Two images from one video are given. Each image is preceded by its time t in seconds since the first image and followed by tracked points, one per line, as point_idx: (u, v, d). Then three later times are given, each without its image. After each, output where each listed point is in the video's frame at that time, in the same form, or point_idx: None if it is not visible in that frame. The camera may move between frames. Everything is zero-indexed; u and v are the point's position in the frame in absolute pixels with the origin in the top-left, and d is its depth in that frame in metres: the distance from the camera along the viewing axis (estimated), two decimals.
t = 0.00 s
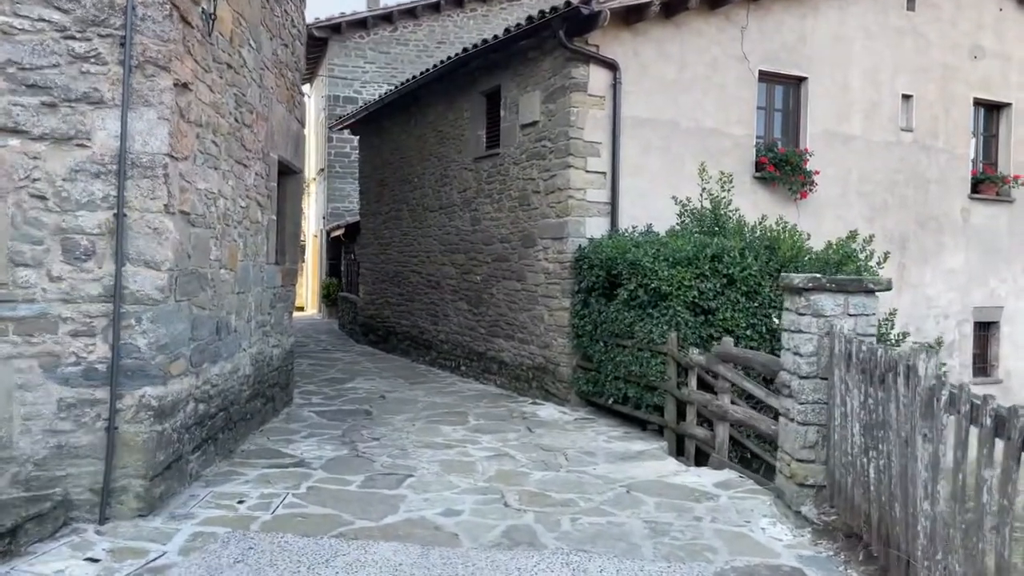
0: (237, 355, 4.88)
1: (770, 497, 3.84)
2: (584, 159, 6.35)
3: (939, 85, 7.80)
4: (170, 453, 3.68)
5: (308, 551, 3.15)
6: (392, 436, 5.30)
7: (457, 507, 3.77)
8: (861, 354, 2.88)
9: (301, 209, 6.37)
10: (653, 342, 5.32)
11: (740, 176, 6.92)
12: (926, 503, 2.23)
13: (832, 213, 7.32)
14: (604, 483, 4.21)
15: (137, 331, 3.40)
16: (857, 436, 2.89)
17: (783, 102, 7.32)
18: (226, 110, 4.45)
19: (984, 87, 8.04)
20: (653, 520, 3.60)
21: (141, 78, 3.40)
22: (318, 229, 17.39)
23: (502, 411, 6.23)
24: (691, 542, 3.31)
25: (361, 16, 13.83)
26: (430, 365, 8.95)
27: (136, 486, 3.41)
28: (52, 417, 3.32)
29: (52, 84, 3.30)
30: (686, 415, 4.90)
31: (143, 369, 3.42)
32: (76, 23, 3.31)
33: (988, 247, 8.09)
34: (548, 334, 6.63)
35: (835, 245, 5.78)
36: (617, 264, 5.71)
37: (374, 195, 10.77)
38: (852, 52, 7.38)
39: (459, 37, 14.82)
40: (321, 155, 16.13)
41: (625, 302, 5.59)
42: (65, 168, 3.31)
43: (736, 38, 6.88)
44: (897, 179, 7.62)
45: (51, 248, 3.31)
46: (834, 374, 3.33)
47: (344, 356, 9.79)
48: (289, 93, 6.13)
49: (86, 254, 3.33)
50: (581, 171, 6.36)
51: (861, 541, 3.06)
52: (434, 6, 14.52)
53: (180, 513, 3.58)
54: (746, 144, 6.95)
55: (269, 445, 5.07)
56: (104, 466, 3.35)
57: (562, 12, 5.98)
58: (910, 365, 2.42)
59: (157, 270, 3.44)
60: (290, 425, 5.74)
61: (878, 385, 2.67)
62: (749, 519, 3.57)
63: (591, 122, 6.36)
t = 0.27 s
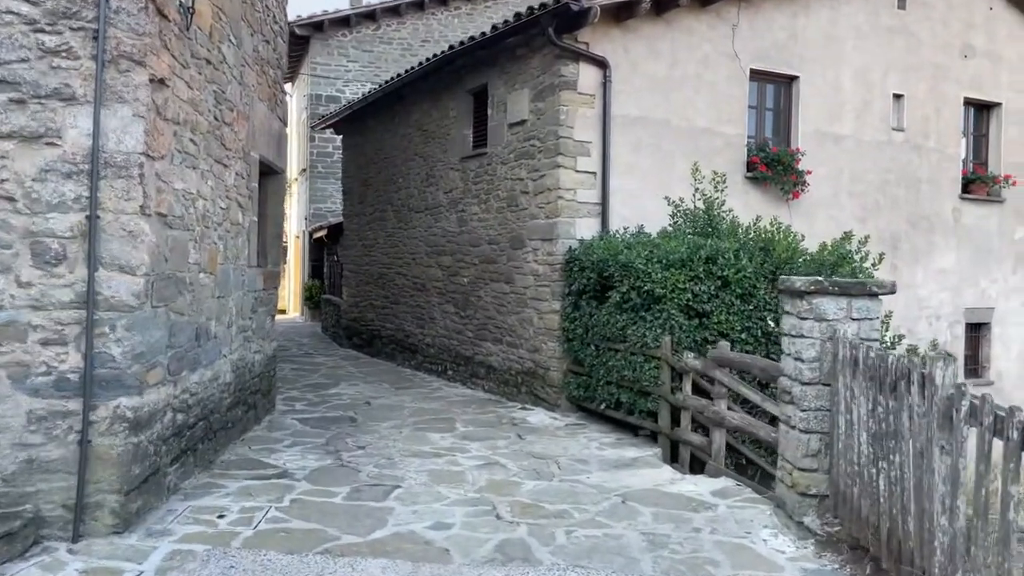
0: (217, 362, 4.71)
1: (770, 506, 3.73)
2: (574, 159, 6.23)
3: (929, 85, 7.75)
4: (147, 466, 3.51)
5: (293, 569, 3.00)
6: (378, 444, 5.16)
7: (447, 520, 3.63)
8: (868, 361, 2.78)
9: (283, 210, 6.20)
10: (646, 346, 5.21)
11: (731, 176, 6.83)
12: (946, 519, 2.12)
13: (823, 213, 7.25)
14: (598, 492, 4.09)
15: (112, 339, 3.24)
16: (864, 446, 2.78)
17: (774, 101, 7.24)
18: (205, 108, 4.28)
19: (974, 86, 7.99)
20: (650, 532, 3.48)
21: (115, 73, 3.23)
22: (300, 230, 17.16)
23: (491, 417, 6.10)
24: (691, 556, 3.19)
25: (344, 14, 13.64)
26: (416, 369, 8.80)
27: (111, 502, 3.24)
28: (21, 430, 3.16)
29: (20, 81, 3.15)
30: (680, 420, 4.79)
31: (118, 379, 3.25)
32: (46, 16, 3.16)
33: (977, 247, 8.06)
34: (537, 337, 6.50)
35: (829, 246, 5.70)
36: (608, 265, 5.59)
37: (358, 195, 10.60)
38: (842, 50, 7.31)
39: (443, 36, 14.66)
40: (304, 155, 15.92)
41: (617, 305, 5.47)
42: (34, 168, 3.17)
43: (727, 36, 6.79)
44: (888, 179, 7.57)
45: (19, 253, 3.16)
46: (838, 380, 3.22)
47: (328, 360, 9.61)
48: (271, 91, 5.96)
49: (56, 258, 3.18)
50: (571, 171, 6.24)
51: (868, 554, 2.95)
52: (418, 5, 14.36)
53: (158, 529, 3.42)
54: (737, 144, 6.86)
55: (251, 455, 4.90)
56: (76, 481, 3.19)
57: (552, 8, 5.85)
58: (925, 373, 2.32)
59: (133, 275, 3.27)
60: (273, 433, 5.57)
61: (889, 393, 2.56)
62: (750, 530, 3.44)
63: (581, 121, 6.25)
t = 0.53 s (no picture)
0: (186, 364, 4.55)
1: (756, 510, 3.66)
2: (555, 156, 6.13)
3: (908, 84, 7.75)
4: (110, 475, 3.35)
5: None
6: (354, 449, 5.01)
7: (425, 528, 3.51)
8: (860, 362, 2.70)
9: (256, 208, 6.04)
10: (628, 346, 5.12)
11: (712, 174, 6.77)
12: (944, 527, 2.05)
13: (804, 212, 7.21)
14: (581, 497, 3.99)
15: (72, 343, 3.08)
16: (855, 450, 2.70)
17: (755, 99, 7.19)
18: (172, 101, 4.12)
19: (953, 85, 8.00)
20: (635, 538, 3.38)
21: (75, 62, 3.07)
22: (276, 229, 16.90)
23: (471, 419, 5.97)
24: (678, 563, 3.10)
25: (320, 10, 13.43)
26: (394, 370, 8.65)
27: (72, 514, 3.08)
28: None
29: None
30: (663, 422, 4.70)
31: (79, 384, 3.09)
32: None
33: (955, 246, 8.07)
34: (517, 338, 6.39)
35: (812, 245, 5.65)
36: (589, 265, 5.50)
37: (334, 194, 10.42)
38: (822, 48, 7.28)
39: (421, 33, 14.49)
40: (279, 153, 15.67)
41: (599, 305, 5.38)
42: None
43: (708, 33, 6.72)
44: (868, 177, 7.55)
45: None
46: (826, 381, 3.14)
47: (304, 361, 9.43)
48: (243, 85, 5.79)
49: (12, 257, 3.03)
50: (551, 169, 6.14)
51: (859, 560, 2.87)
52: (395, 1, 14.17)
53: (122, 541, 3.27)
54: (718, 141, 6.80)
55: (222, 461, 4.74)
56: (34, 492, 3.03)
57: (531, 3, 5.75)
58: (921, 376, 2.24)
59: (93, 275, 3.11)
60: (245, 438, 5.41)
61: (883, 396, 2.48)
62: (736, 536, 3.36)
63: (561, 118, 6.15)
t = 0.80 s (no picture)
0: (143, 365, 4.34)
1: (736, 513, 3.55)
2: (529, 151, 6.00)
3: (884, 80, 7.73)
4: (57, 482, 3.16)
5: None
6: (321, 452, 4.84)
7: (393, 535, 3.36)
8: (844, 361, 2.60)
9: (219, 203, 5.82)
10: (603, 345, 5.00)
11: (689, 170, 6.68)
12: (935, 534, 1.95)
13: (780, 208, 7.16)
14: (555, 501, 3.86)
15: (13, 342, 2.89)
16: (839, 452, 2.60)
17: (731, 94, 7.12)
18: (127, 88, 3.93)
19: (928, 82, 8.00)
20: (611, 544, 3.26)
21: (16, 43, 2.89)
22: (246, 226, 16.57)
23: (443, 420, 5.82)
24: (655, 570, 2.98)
25: (291, 3, 13.15)
26: (365, 369, 8.46)
27: (13, 525, 2.89)
28: None
29: None
30: (640, 422, 4.59)
31: (21, 386, 2.90)
32: None
33: (930, 243, 8.08)
34: (491, 336, 6.25)
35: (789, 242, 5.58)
36: (564, 261, 5.37)
37: (304, 189, 10.19)
38: (799, 43, 7.22)
39: (395, 28, 14.26)
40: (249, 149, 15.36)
41: (574, 302, 5.26)
42: None
43: (684, 26, 6.63)
44: (844, 174, 7.52)
45: None
46: (808, 380, 3.04)
47: (273, 361, 9.20)
48: (205, 74, 5.57)
49: None
50: (525, 163, 6.00)
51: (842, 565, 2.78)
52: None
53: (69, 552, 3.08)
54: (695, 136, 6.71)
55: (181, 465, 4.54)
56: None
57: None
58: (911, 375, 2.19)
59: (37, 271, 2.93)
60: (207, 440, 5.21)
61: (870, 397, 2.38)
62: (715, 541, 3.24)
63: (535, 112, 6.01)
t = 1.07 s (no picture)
0: (93, 370, 4.14)
1: (708, 521, 3.46)
2: (499, 148, 5.87)
3: (855, 80, 7.72)
4: None
5: None
6: (283, 458, 4.67)
7: (353, 548, 3.21)
8: (820, 366, 2.51)
9: (178, 200, 5.62)
10: (574, 347, 4.89)
11: (661, 169, 6.60)
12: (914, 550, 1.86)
13: (753, 208, 7.11)
14: (523, 509, 3.74)
15: None
16: (814, 461, 2.51)
17: (704, 93, 7.05)
18: (73, 78, 3.74)
19: (899, 82, 8.01)
20: (580, 555, 3.14)
21: None
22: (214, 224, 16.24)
23: (410, 424, 5.67)
24: None
25: None
26: (333, 371, 8.28)
27: None
28: None
29: None
30: (610, 426, 4.49)
31: None
32: None
33: (900, 244, 8.09)
34: (460, 338, 6.11)
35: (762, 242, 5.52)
36: (534, 261, 5.25)
37: (271, 187, 9.96)
38: (771, 42, 7.17)
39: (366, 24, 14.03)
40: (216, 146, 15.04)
41: (545, 303, 5.14)
42: None
43: (657, 23, 6.54)
44: (816, 174, 7.49)
45: None
46: (782, 385, 2.95)
47: (238, 362, 8.97)
48: (163, 66, 5.37)
49: None
50: (495, 161, 5.87)
51: None
52: None
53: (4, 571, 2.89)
54: (667, 135, 6.63)
55: (134, 474, 4.34)
56: None
57: None
58: (890, 383, 2.11)
59: None
60: (164, 447, 5.01)
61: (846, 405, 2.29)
62: (686, 551, 3.14)
63: (506, 109, 5.89)
